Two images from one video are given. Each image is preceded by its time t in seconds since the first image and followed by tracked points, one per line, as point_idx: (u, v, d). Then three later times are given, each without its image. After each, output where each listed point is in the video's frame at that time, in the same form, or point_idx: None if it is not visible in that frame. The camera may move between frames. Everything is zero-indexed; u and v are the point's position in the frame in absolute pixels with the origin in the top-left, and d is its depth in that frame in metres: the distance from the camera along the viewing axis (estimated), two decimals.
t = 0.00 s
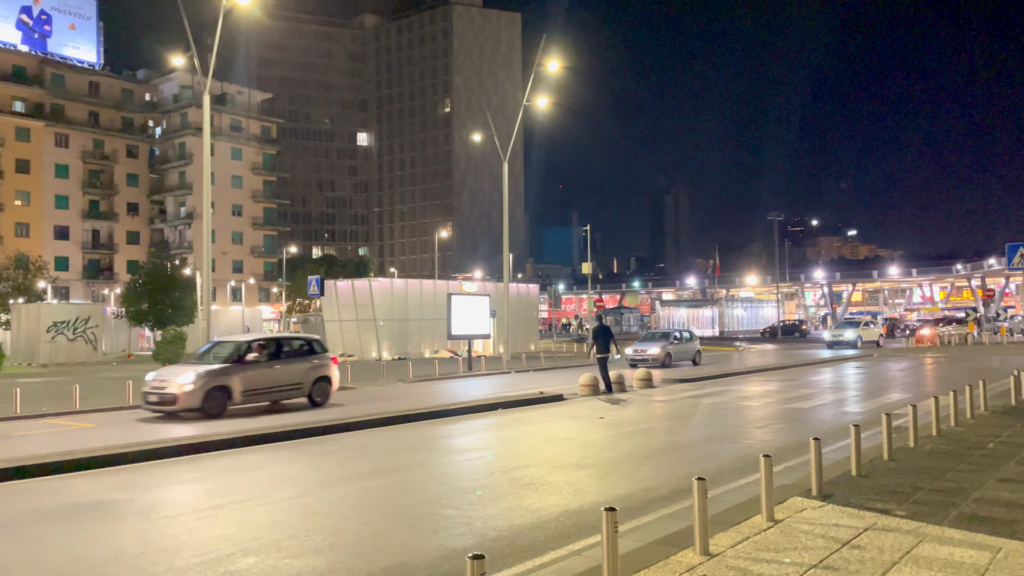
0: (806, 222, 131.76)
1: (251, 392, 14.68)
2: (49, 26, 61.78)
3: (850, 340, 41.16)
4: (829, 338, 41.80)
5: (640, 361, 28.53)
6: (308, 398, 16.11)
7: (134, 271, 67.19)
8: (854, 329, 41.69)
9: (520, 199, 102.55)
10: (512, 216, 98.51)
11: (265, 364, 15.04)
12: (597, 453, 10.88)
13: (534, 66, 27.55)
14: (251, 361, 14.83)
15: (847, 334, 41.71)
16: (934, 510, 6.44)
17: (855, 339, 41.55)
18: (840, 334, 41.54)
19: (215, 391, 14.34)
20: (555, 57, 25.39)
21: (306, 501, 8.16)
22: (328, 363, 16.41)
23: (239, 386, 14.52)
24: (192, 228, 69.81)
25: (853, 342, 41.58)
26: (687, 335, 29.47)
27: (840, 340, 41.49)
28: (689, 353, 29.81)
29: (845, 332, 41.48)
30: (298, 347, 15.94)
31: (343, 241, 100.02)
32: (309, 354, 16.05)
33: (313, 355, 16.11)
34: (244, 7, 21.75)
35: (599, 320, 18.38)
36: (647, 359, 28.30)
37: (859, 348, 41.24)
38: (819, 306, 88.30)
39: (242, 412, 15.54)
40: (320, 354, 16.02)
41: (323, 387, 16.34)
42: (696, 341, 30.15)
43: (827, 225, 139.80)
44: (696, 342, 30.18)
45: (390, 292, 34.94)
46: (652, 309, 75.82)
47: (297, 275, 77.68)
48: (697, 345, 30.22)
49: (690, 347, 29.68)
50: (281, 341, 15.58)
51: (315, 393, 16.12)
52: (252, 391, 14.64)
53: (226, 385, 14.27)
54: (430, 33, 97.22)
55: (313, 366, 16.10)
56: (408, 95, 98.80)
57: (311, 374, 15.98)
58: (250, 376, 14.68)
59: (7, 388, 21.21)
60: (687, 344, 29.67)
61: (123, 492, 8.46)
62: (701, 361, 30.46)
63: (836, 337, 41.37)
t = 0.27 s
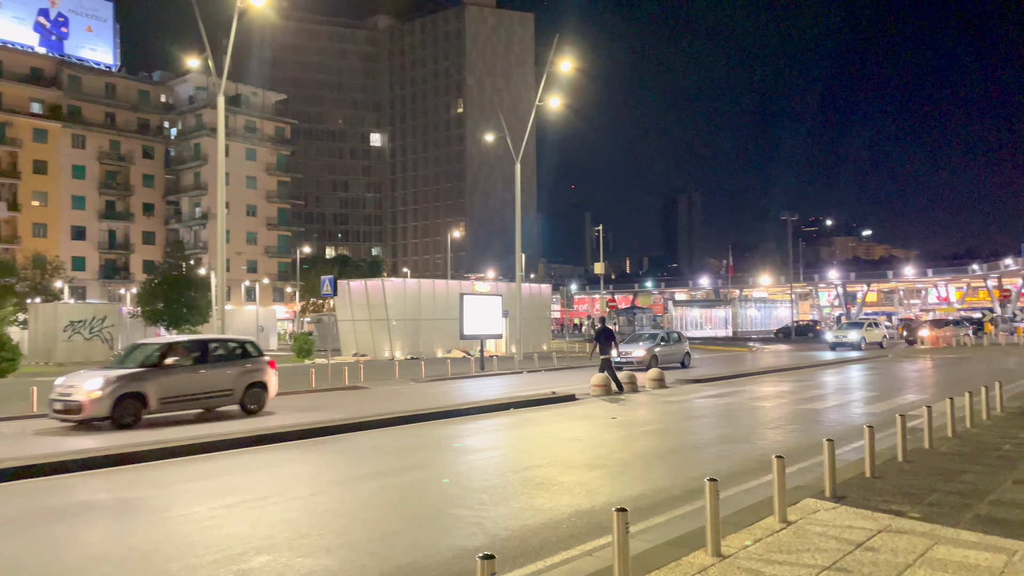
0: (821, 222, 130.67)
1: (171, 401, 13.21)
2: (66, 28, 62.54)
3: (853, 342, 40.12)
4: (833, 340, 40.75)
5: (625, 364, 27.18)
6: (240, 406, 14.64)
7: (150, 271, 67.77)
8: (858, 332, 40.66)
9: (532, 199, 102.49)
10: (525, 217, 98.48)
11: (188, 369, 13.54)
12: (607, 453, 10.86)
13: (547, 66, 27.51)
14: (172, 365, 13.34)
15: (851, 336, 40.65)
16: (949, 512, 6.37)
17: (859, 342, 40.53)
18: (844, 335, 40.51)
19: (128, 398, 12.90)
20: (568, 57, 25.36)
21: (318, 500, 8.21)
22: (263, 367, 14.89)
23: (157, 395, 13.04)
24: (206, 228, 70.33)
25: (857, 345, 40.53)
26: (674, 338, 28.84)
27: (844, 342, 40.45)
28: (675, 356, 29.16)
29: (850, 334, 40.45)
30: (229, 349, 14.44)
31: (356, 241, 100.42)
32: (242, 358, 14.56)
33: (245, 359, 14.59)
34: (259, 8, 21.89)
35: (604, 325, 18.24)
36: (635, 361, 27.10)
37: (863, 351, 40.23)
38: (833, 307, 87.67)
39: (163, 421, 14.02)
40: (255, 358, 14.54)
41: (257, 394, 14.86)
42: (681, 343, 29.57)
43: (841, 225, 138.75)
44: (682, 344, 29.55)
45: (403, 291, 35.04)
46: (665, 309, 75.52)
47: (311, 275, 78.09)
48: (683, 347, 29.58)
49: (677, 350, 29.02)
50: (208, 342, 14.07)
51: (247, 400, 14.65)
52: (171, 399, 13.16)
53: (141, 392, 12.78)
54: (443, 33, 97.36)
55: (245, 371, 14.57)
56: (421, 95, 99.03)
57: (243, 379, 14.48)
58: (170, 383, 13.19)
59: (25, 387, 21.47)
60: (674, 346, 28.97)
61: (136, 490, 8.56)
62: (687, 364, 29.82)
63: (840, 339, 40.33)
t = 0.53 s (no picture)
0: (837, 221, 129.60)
1: (70, 410, 11.69)
2: (83, 29, 63.02)
3: (860, 343, 38.91)
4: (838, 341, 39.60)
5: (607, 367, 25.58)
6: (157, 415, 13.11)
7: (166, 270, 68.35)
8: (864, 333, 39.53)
9: (546, 198, 102.46)
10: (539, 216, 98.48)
11: (90, 375, 11.97)
12: (620, 454, 10.79)
13: (562, 64, 27.45)
14: (71, 370, 11.77)
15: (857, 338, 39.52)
16: (968, 515, 6.26)
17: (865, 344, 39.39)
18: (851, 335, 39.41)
19: (19, 405, 11.41)
20: (581, 55, 25.29)
21: (330, 499, 8.21)
22: (183, 372, 13.33)
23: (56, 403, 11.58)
24: (222, 228, 70.86)
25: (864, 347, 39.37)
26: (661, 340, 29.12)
27: (850, 343, 39.29)
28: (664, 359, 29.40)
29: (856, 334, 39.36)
30: (143, 351, 12.86)
31: (370, 240, 100.81)
32: (159, 361, 13.01)
33: (162, 362, 13.03)
34: (273, 8, 21.99)
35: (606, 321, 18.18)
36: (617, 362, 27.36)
37: (870, 352, 38.97)
38: (849, 306, 87.02)
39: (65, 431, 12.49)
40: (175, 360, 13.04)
41: (176, 402, 13.32)
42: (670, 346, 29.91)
43: (858, 224, 137.62)
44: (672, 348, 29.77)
45: (416, 291, 35.12)
46: (679, 309, 75.25)
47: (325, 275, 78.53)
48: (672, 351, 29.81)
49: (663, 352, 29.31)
50: (120, 343, 12.56)
51: (165, 408, 13.14)
52: (70, 407, 11.66)
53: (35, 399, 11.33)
54: (457, 33, 97.51)
55: (162, 375, 13.01)
56: (435, 95, 99.23)
57: (160, 385, 12.96)
58: (68, 389, 11.66)
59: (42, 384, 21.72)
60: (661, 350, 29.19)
61: (150, 488, 8.62)
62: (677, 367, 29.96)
63: (846, 339, 39.20)
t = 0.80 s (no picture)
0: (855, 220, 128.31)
1: None
2: (102, 30, 64.05)
3: (868, 344, 37.16)
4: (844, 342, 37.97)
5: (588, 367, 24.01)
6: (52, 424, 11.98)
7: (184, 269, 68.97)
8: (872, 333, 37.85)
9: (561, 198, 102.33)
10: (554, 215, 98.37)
11: None
12: (634, 454, 10.74)
13: (577, 63, 27.41)
14: None
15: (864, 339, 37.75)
16: (987, 517, 6.17)
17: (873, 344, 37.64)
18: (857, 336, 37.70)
19: None
20: (596, 54, 25.24)
21: (343, 497, 8.25)
22: (83, 377, 12.19)
23: None
24: (239, 227, 71.41)
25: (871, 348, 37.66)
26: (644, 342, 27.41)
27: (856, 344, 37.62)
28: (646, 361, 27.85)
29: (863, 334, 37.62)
30: (38, 354, 11.71)
31: (386, 239, 100.99)
32: (54, 365, 11.84)
33: (58, 367, 11.88)
34: (289, 9, 22.14)
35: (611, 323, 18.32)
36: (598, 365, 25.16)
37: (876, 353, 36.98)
38: (867, 306, 86.18)
39: None
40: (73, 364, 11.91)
41: (74, 410, 12.20)
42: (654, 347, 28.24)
43: (877, 223, 136.20)
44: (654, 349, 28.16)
45: (431, 290, 35.21)
46: (695, 309, 74.88)
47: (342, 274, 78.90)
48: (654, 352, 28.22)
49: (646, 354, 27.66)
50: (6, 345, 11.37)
51: (61, 416, 12.02)
52: None
53: None
54: (473, 33, 97.62)
55: (58, 381, 11.88)
56: (451, 95, 99.41)
57: (55, 391, 11.83)
58: None
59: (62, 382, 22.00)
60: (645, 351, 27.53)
61: (166, 485, 8.69)
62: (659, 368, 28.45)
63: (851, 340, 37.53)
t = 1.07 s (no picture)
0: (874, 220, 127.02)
1: None
2: (123, 32, 64.97)
3: (876, 345, 35.81)
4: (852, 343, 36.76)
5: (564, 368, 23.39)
6: None
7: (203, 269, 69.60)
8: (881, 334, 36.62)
9: (577, 197, 102.19)
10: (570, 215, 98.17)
11: None
12: (650, 454, 10.70)
13: (593, 62, 27.34)
14: None
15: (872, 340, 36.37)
16: (1009, 519, 6.08)
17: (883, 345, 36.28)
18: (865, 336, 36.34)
19: None
20: (613, 53, 25.17)
21: (358, 495, 8.29)
22: None
23: None
24: (257, 227, 72.00)
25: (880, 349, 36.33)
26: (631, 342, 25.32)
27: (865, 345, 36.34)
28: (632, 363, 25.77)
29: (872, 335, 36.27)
30: None
31: (402, 239, 101.29)
32: None
33: None
34: (306, 9, 22.30)
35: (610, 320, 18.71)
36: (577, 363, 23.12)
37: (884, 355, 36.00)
38: (887, 305, 85.29)
39: None
40: None
41: None
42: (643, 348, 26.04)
43: (897, 222, 134.69)
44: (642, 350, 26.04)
45: (448, 290, 35.30)
46: (712, 308, 74.55)
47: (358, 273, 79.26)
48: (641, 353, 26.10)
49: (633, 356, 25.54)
50: None
51: None
52: None
53: None
54: (489, 33, 97.75)
55: None
56: (467, 95, 99.59)
57: None
58: None
59: (83, 380, 22.31)
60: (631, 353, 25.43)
61: (183, 483, 8.78)
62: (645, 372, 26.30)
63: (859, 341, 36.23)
